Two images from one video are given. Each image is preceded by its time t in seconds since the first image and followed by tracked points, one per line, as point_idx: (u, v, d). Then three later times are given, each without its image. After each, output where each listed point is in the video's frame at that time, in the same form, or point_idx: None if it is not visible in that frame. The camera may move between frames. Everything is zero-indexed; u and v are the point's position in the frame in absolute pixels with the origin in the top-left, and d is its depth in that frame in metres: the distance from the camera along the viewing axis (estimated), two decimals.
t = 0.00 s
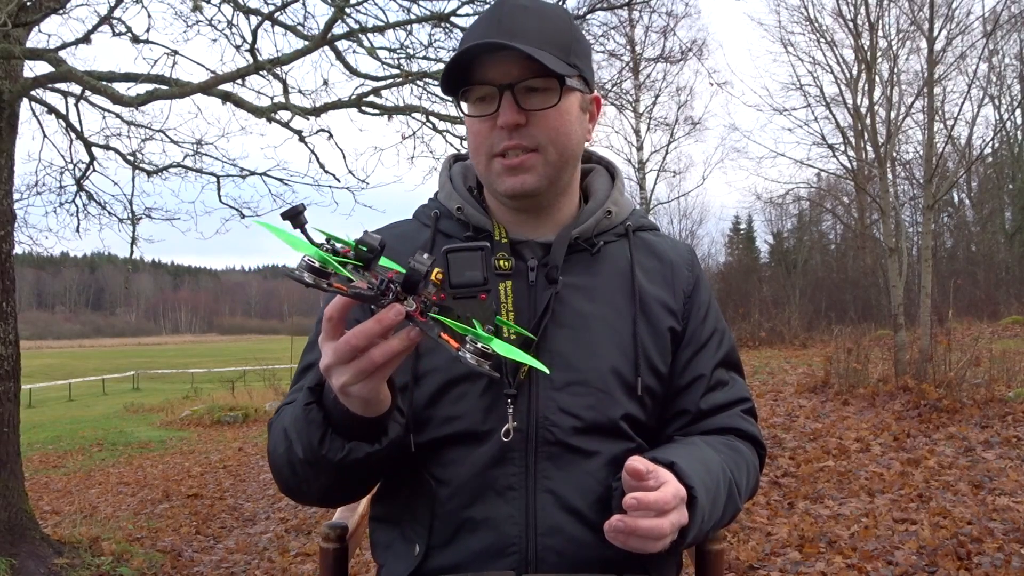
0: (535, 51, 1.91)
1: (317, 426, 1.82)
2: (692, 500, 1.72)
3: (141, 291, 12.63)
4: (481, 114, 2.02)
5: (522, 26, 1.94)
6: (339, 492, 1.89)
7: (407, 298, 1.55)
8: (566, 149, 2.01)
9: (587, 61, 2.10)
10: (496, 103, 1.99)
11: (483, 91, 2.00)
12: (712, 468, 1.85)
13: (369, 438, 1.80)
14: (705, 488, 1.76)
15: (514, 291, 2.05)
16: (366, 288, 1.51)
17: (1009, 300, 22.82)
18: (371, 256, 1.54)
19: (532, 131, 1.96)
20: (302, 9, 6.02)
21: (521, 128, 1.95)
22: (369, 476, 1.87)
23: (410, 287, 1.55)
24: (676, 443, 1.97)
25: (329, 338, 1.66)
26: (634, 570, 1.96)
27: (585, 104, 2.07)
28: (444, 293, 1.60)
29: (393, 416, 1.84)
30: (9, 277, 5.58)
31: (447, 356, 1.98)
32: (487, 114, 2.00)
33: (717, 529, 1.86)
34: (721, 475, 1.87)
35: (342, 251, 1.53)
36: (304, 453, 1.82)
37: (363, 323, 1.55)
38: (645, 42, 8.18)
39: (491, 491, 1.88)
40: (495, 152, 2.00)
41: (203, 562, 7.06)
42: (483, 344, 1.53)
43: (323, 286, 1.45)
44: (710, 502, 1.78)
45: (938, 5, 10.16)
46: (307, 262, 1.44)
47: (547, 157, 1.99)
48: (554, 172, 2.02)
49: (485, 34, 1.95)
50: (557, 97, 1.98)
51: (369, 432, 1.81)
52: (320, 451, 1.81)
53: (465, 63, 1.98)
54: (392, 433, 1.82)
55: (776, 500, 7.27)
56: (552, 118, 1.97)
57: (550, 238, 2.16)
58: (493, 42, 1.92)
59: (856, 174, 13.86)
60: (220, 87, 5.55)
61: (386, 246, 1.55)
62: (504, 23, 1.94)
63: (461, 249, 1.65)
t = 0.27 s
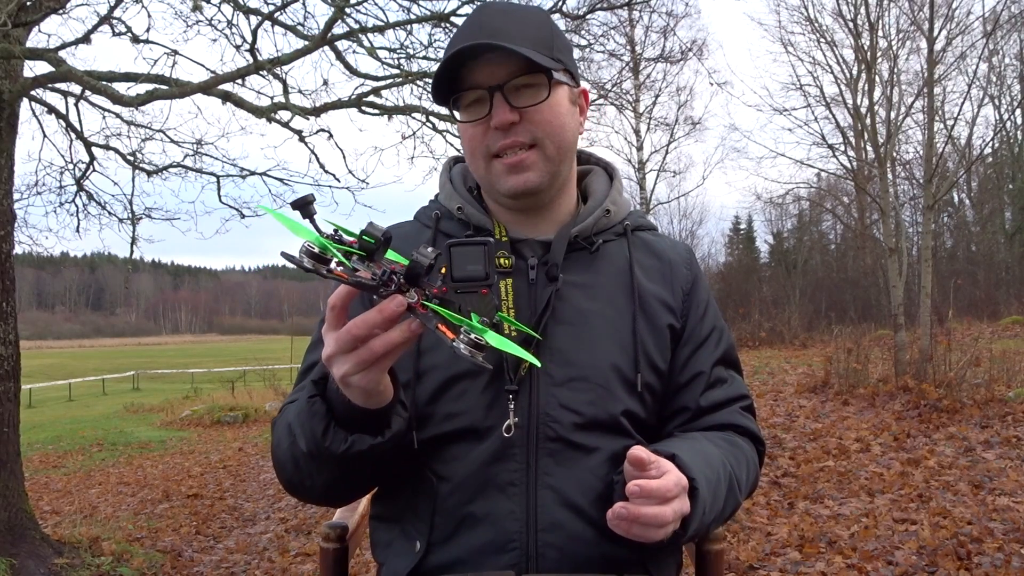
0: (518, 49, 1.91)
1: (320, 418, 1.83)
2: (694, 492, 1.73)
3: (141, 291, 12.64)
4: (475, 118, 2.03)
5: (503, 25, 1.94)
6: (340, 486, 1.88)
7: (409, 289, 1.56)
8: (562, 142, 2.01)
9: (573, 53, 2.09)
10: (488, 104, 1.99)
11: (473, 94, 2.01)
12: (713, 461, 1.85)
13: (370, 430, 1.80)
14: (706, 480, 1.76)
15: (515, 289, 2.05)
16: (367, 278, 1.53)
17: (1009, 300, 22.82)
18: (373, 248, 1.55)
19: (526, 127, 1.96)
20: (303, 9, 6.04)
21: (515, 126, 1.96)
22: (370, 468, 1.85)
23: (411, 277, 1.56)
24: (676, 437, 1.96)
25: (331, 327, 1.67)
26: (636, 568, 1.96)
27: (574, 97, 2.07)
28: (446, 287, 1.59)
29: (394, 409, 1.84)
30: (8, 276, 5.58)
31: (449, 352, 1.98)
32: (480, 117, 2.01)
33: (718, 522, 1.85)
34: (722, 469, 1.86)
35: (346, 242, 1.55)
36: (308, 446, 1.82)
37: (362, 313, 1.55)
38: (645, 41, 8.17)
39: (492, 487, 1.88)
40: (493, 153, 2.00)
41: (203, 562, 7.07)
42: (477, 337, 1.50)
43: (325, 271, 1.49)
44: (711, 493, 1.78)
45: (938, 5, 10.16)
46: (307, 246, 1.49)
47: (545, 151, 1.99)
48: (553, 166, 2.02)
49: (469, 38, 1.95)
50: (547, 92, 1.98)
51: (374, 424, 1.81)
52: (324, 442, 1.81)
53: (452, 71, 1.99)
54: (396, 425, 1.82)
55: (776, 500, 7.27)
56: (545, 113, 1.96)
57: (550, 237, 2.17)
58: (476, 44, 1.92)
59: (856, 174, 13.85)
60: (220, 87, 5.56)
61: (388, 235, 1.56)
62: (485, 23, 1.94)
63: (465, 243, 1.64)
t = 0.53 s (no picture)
0: (514, 52, 1.91)
1: (320, 406, 1.81)
2: (692, 487, 1.73)
3: (141, 291, 12.63)
4: (470, 120, 2.03)
5: (498, 28, 1.94)
6: (339, 480, 1.87)
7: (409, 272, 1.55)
8: (559, 144, 2.02)
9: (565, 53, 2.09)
10: (484, 107, 1.99)
11: (470, 97, 2.01)
12: (712, 456, 1.85)
13: (371, 419, 1.79)
14: (705, 476, 1.76)
15: (513, 288, 2.05)
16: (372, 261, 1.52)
17: (1009, 300, 22.82)
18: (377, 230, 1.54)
19: (523, 129, 1.96)
20: (303, 9, 5.98)
21: (512, 128, 1.96)
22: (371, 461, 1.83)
23: (412, 260, 1.55)
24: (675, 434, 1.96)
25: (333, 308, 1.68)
26: (635, 566, 1.95)
27: (569, 99, 2.07)
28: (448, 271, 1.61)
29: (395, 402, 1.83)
30: (8, 276, 5.58)
31: (449, 351, 1.98)
32: (476, 120, 2.00)
33: (717, 518, 1.85)
34: (721, 466, 1.86)
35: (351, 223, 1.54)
36: (308, 436, 1.81)
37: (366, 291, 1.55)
38: (645, 41, 8.16)
39: (491, 485, 1.88)
40: (490, 156, 2.00)
41: (203, 562, 7.06)
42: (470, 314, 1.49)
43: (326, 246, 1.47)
44: (710, 489, 1.78)
45: (938, 5, 10.15)
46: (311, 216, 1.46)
47: (542, 154, 1.99)
48: (550, 168, 2.03)
49: (464, 41, 1.95)
50: (543, 94, 1.98)
51: (373, 414, 1.79)
52: (323, 432, 1.79)
53: (448, 74, 1.98)
54: (396, 417, 1.81)
55: (776, 500, 7.27)
56: (541, 114, 1.97)
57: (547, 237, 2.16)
58: (472, 47, 1.92)
59: (856, 174, 13.84)
60: (220, 87, 5.56)
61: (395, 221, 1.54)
62: (480, 27, 1.94)
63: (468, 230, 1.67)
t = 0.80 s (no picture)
0: (515, 62, 1.89)
1: (314, 397, 1.80)
2: (692, 479, 1.72)
3: (141, 291, 12.63)
4: (469, 124, 2.02)
5: (500, 37, 1.92)
6: (336, 475, 1.85)
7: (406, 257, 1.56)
8: (555, 153, 2.02)
9: (566, 58, 2.08)
10: (483, 113, 1.99)
11: (469, 102, 2.00)
12: (711, 449, 1.84)
13: (366, 410, 1.78)
14: (705, 468, 1.76)
15: (509, 287, 2.05)
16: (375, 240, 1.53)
17: (1009, 300, 22.82)
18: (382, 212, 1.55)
19: (521, 138, 1.96)
20: (303, 9, 5.99)
21: (510, 136, 1.96)
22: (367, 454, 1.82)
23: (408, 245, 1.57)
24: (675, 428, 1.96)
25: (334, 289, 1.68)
26: (635, 564, 1.95)
27: (568, 106, 2.07)
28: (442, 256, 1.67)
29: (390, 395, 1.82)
30: (8, 276, 5.58)
31: (447, 349, 1.99)
32: (474, 125, 2.00)
33: (718, 512, 1.84)
34: (721, 458, 1.85)
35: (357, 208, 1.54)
36: (301, 426, 1.80)
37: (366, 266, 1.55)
38: (645, 41, 8.16)
39: (491, 482, 1.88)
40: (487, 161, 2.01)
41: (203, 562, 7.07)
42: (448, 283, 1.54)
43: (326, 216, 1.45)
44: (710, 482, 1.77)
45: (938, 5, 10.14)
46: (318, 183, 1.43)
47: (538, 162, 2.00)
48: (545, 176, 2.04)
49: (465, 47, 1.93)
50: (543, 103, 1.97)
51: (365, 404, 1.78)
52: (314, 421, 1.78)
53: (448, 79, 1.96)
54: (387, 409, 1.78)
55: (776, 500, 7.27)
56: (541, 124, 1.97)
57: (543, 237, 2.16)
58: (474, 55, 1.90)
59: (856, 174, 13.84)
60: (220, 87, 5.56)
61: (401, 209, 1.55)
62: (481, 34, 1.92)
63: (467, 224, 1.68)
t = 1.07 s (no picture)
0: (516, 66, 1.90)
1: (313, 400, 1.80)
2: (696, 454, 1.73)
3: (141, 291, 12.62)
4: (464, 124, 2.02)
5: (503, 40, 1.93)
6: (334, 475, 1.86)
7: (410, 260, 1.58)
8: (548, 158, 2.03)
9: (563, 67, 2.10)
10: (480, 113, 1.99)
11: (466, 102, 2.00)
12: (712, 430, 1.84)
13: (367, 413, 1.78)
14: (708, 445, 1.77)
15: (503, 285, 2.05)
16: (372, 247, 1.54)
17: (1009, 300, 22.82)
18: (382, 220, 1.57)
19: (516, 141, 1.97)
20: (303, 9, 6.01)
21: (506, 138, 1.96)
22: (366, 455, 1.82)
23: (412, 248, 1.59)
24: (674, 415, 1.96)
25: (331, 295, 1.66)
26: (634, 557, 1.94)
27: (562, 113, 2.08)
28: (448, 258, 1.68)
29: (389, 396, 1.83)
30: (9, 276, 5.58)
31: (443, 345, 1.99)
32: (470, 125, 2.00)
33: (721, 493, 1.84)
34: (722, 439, 1.86)
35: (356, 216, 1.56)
36: (301, 429, 1.79)
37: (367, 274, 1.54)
38: (645, 41, 8.15)
39: (489, 475, 1.88)
40: (480, 162, 2.01)
41: (203, 562, 7.06)
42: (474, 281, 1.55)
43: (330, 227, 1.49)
44: (714, 460, 1.78)
45: (938, 5, 10.14)
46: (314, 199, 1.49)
47: (530, 166, 2.01)
48: (537, 180, 2.04)
49: (467, 48, 1.94)
50: (539, 108, 1.98)
51: (366, 408, 1.78)
52: (315, 424, 1.77)
53: (446, 77, 1.96)
54: (388, 411, 1.79)
55: (776, 500, 7.27)
56: (536, 129, 1.98)
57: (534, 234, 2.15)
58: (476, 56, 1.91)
59: (856, 174, 13.84)
60: (220, 87, 5.57)
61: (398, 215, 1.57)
62: (484, 36, 1.93)
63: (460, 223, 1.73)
